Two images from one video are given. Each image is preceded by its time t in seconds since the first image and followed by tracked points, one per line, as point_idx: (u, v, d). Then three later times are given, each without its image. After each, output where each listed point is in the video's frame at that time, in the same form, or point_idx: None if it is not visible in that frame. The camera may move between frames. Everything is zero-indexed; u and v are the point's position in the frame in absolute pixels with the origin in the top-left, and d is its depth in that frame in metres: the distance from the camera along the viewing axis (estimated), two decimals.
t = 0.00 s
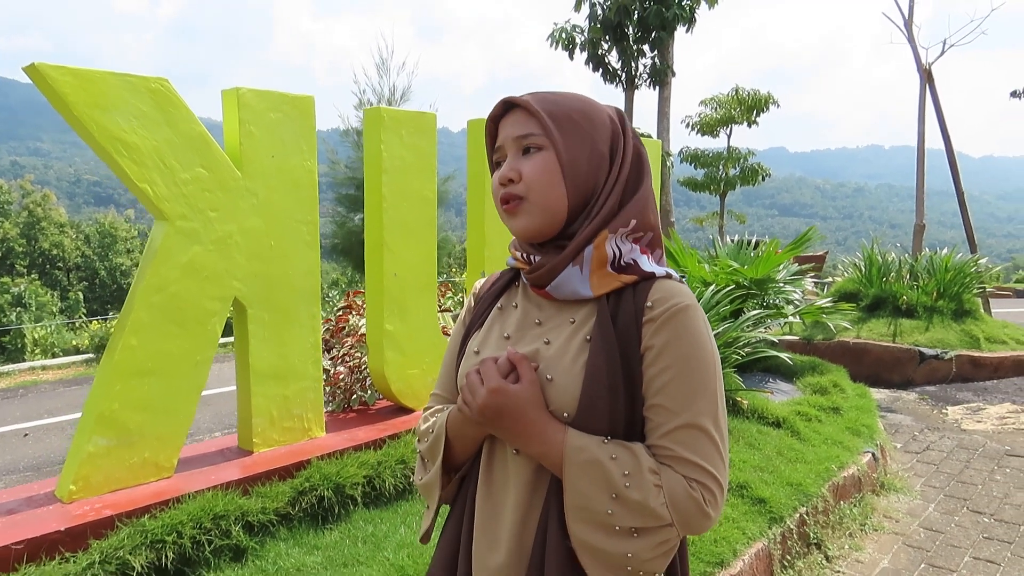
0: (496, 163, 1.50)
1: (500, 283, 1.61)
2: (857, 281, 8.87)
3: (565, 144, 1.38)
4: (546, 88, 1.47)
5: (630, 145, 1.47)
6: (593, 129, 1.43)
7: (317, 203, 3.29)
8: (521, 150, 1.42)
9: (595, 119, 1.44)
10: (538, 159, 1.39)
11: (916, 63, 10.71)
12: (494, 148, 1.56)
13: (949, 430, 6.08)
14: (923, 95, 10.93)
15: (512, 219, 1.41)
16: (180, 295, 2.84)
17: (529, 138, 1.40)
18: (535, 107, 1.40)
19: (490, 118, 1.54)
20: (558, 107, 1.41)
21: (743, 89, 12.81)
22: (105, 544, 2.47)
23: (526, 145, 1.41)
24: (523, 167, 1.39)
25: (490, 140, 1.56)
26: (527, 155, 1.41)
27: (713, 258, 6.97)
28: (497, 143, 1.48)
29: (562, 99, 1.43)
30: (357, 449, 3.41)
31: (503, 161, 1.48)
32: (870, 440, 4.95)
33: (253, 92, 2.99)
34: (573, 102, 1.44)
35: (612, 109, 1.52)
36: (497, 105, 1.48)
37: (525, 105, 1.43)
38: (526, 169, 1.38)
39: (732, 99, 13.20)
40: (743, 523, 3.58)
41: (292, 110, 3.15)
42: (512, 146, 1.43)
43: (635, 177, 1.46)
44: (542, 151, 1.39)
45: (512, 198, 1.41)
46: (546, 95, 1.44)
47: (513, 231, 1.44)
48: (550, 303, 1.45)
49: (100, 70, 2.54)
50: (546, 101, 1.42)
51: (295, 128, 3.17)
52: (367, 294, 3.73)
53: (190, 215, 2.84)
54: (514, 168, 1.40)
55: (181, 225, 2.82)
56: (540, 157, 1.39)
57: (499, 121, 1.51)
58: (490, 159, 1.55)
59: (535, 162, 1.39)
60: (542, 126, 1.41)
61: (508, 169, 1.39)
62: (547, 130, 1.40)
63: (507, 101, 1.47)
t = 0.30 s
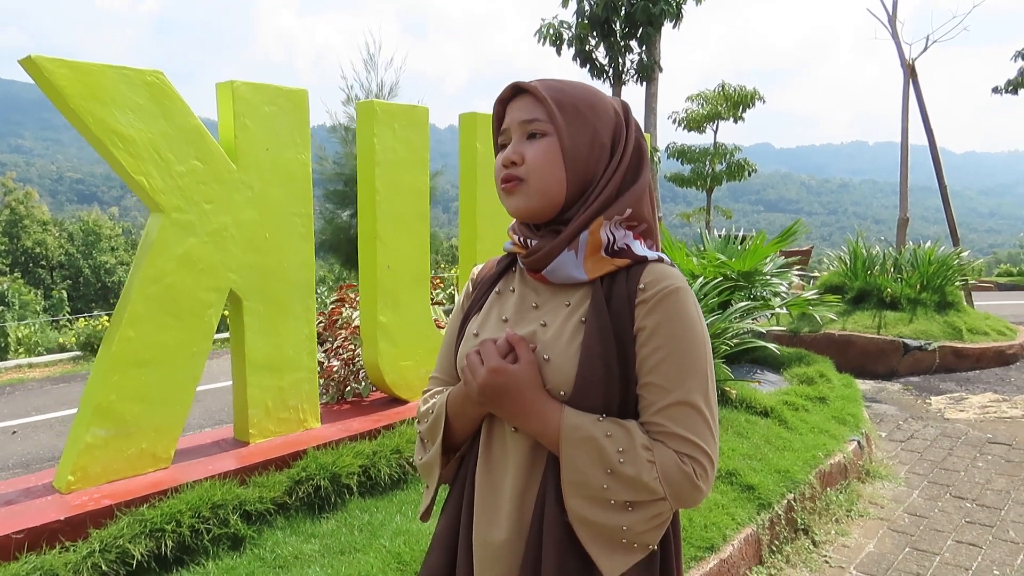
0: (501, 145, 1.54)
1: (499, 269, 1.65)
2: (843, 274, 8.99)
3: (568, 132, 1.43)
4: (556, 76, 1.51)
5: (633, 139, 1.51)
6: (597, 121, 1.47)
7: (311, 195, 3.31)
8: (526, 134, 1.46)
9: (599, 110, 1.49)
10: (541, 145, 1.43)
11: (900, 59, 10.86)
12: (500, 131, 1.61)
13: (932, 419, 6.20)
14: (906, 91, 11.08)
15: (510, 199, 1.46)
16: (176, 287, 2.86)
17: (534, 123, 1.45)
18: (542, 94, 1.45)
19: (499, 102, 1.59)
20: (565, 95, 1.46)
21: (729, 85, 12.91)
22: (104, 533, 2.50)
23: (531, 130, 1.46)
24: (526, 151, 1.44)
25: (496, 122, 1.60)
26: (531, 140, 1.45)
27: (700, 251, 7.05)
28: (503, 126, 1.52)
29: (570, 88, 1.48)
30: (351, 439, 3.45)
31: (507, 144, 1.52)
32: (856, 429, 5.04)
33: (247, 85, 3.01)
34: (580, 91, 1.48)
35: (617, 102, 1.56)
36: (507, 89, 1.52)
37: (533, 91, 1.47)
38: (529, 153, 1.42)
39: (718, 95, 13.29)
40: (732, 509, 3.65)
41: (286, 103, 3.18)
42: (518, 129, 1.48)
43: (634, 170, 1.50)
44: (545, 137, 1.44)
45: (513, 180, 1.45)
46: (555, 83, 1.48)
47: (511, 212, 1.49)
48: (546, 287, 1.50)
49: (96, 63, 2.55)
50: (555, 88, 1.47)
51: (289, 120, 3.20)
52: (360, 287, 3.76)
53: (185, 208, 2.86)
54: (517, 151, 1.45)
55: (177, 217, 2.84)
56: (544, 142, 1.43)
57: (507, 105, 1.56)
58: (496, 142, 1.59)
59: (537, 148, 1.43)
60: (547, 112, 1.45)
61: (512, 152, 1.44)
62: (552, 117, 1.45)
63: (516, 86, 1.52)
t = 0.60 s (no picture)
0: (506, 131, 1.58)
1: (499, 254, 1.68)
2: (825, 269, 9.12)
3: (573, 122, 1.46)
4: (564, 66, 1.54)
5: (636, 132, 1.55)
6: (602, 112, 1.51)
7: (304, 187, 3.33)
8: (531, 121, 1.50)
9: (604, 101, 1.52)
10: (545, 132, 1.47)
11: (881, 57, 11.02)
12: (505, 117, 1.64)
13: (913, 411, 6.33)
14: (887, 89, 11.24)
15: (513, 183, 1.49)
16: (171, 278, 2.86)
17: (540, 111, 1.48)
18: (549, 82, 1.48)
19: (506, 88, 1.62)
20: (572, 85, 1.50)
21: (713, 82, 13.03)
22: (102, 522, 2.51)
23: (537, 117, 1.49)
24: (530, 137, 1.47)
25: (502, 108, 1.63)
26: (536, 127, 1.49)
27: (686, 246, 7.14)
28: (509, 112, 1.56)
29: (577, 78, 1.51)
30: (345, 430, 3.47)
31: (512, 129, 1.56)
32: (839, 419, 5.14)
33: (241, 76, 3.02)
34: (586, 82, 1.52)
35: (622, 94, 1.60)
36: (515, 77, 1.55)
37: (540, 80, 1.51)
38: (533, 139, 1.46)
39: (702, 93, 13.40)
40: (721, 497, 3.72)
41: (280, 95, 3.18)
42: (524, 116, 1.51)
43: (635, 160, 1.54)
44: (550, 125, 1.48)
45: (515, 165, 1.49)
46: (563, 72, 1.52)
47: (513, 196, 1.52)
48: (546, 273, 1.53)
49: (91, 53, 2.55)
50: (562, 78, 1.50)
51: (283, 112, 3.20)
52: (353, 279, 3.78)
53: (180, 198, 2.86)
54: (522, 137, 1.48)
55: (172, 209, 2.84)
56: (548, 130, 1.47)
57: (513, 92, 1.59)
58: (502, 127, 1.62)
59: (542, 135, 1.47)
60: (553, 101, 1.49)
61: (516, 137, 1.47)
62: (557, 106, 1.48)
63: (524, 74, 1.55)
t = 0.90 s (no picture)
0: (513, 122, 1.59)
1: (503, 246, 1.70)
2: (814, 265, 9.20)
3: (580, 116, 1.48)
4: (573, 59, 1.56)
5: (641, 128, 1.56)
6: (609, 107, 1.52)
7: (301, 184, 3.33)
8: (538, 114, 1.51)
9: (611, 97, 1.54)
10: (552, 126, 1.49)
11: (866, 55, 11.13)
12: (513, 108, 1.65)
13: (902, 404, 6.41)
14: (872, 86, 11.35)
15: (518, 174, 1.51)
16: (169, 275, 2.86)
17: (547, 105, 1.50)
18: (558, 76, 1.50)
19: (515, 80, 1.63)
20: (580, 79, 1.51)
21: (700, 80, 13.09)
22: (102, 520, 2.50)
23: (544, 111, 1.51)
24: (537, 131, 1.49)
25: (510, 100, 1.65)
26: (543, 121, 1.51)
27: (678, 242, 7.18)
28: (517, 104, 1.57)
29: (585, 73, 1.53)
30: (343, 427, 3.47)
31: (519, 122, 1.57)
32: (830, 413, 5.20)
33: (237, 73, 3.02)
34: (595, 77, 1.53)
35: (629, 89, 1.61)
36: (524, 69, 1.57)
37: (549, 74, 1.52)
38: (539, 133, 1.48)
39: (689, 91, 13.46)
40: (716, 490, 3.76)
41: (276, 92, 3.18)
42: (531, 109, 1.53)
43: (640, 156, 1.55)
44: (557, 120, 1.50)
45: (521, 157, 1.51)
46: (572, 66, 1.53)
47: (518, 188, 1.54)
48: (551, 265, 1.54)
49: (88, 50, 2.54)
50: (571, 72, 1.52)
51: (279, 109, 3.20)
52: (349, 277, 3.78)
53: (177, 196, 2.86)
54: (529, 130, 1.50)
55: (169, 206, 2.84)
56: (555, 124, 1.49)
57: (522, 84, 1.60)
58: (509, 119, 1.64)
59: (548, 128, 1.49)
60: (560, 96, 1.50)
61: (523, 131, 1.49)
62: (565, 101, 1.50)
63: (533, 66, 1.57)
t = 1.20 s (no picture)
0: (515, 110, 1.59)
1: (501, 237, 1.68)
2: (806, 263, 9.25)
3: (582, 108, 1.48)
4: (578, 50, 1.55)
5: (642, 124, 1.56)
6: (611, 100, 1.52)
7: (296, 178, 3.32)
8: (541, 104, 1.51)
9: (614, 89, 1.53)
10: (554, 116, 1.49)
11: (859, 54, 11.19)
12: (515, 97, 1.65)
13: (892, 401, 6.46)
14: (864, 86, 11.41)
15: (518, 164, 1.51)
16: (164, 268, 2.85)
17: (550, 96, 1.50)
18: (561, 67, 1.50)
19: (518, 68, 1.63)
20: (583, 71, 1.51)
21: (693, 79, 13.12)
22: (97, 513, 2.49)
23: (546, 101, 1.51)
24: (539, 120, 1.49)
25: (512, 88, 1.64)
26: (545, 111, 1.50)
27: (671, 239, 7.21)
28: (520, 93, 1.57)
29: (590, 64, 1.52)
30: (338, 421, 3.46)
31: (521, 110, 1.57)
32: (823, 409, 5.23)
33: (233, 66, 3.00)
34: (599, 69, 1.53)
35: (632, 82, 1.61)
36: (528, 57, 1.57)
37: (553, 64, 1.52)
38: (541, 123, 1.48)
39: (681, 90, 13.48)
40: (711, 485, 3.78)
41: (272, 85, 3.17)
42: (534, 98, 1.52)
43: (641, 149, 1.55)
44: (559, 110, 1.49)
45: (522, 147, 1.51)
46: (576, 57, 1.53)
47: (517, 176, 1.54)
48: (548, 254, 1.53)
49: (84, 41, 2.52)
50: (575, 64, 1.52)
51: (275, 101, 3.19)
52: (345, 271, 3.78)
53: (173, 188, 2.84)
54: (530, 119, 1.50)
55: (165, 198, 2.83)
56: (557, 115, 1.49)
57: (525, 72, 1.60)
58: (512, 107, 1.63)
59: (550, 119, 1.49)
60: (564, 87, 1.50)
61: (525, 120, 1.49)
62: (567, 92, 1.50)
63: (537, 55, 1.56)
